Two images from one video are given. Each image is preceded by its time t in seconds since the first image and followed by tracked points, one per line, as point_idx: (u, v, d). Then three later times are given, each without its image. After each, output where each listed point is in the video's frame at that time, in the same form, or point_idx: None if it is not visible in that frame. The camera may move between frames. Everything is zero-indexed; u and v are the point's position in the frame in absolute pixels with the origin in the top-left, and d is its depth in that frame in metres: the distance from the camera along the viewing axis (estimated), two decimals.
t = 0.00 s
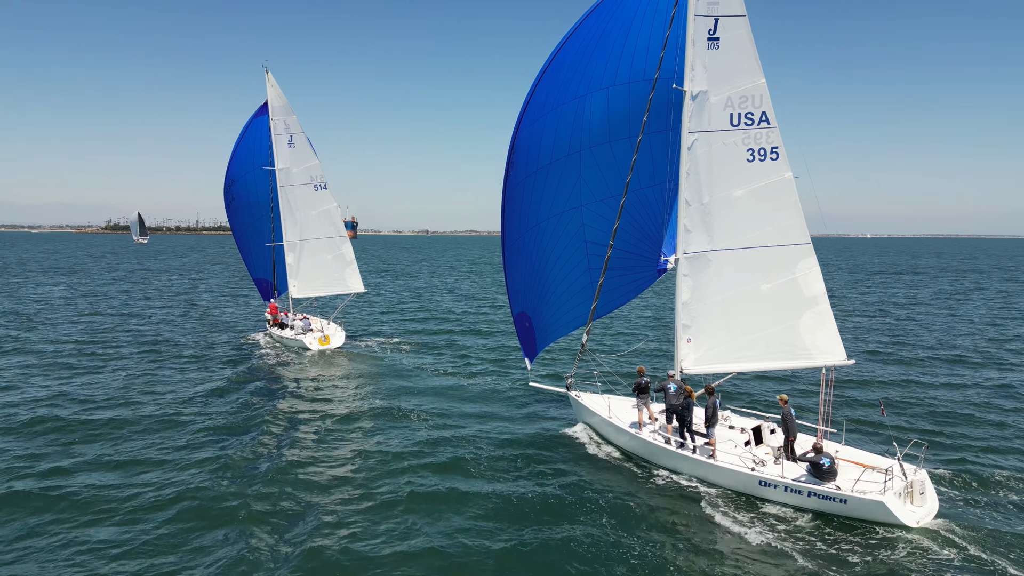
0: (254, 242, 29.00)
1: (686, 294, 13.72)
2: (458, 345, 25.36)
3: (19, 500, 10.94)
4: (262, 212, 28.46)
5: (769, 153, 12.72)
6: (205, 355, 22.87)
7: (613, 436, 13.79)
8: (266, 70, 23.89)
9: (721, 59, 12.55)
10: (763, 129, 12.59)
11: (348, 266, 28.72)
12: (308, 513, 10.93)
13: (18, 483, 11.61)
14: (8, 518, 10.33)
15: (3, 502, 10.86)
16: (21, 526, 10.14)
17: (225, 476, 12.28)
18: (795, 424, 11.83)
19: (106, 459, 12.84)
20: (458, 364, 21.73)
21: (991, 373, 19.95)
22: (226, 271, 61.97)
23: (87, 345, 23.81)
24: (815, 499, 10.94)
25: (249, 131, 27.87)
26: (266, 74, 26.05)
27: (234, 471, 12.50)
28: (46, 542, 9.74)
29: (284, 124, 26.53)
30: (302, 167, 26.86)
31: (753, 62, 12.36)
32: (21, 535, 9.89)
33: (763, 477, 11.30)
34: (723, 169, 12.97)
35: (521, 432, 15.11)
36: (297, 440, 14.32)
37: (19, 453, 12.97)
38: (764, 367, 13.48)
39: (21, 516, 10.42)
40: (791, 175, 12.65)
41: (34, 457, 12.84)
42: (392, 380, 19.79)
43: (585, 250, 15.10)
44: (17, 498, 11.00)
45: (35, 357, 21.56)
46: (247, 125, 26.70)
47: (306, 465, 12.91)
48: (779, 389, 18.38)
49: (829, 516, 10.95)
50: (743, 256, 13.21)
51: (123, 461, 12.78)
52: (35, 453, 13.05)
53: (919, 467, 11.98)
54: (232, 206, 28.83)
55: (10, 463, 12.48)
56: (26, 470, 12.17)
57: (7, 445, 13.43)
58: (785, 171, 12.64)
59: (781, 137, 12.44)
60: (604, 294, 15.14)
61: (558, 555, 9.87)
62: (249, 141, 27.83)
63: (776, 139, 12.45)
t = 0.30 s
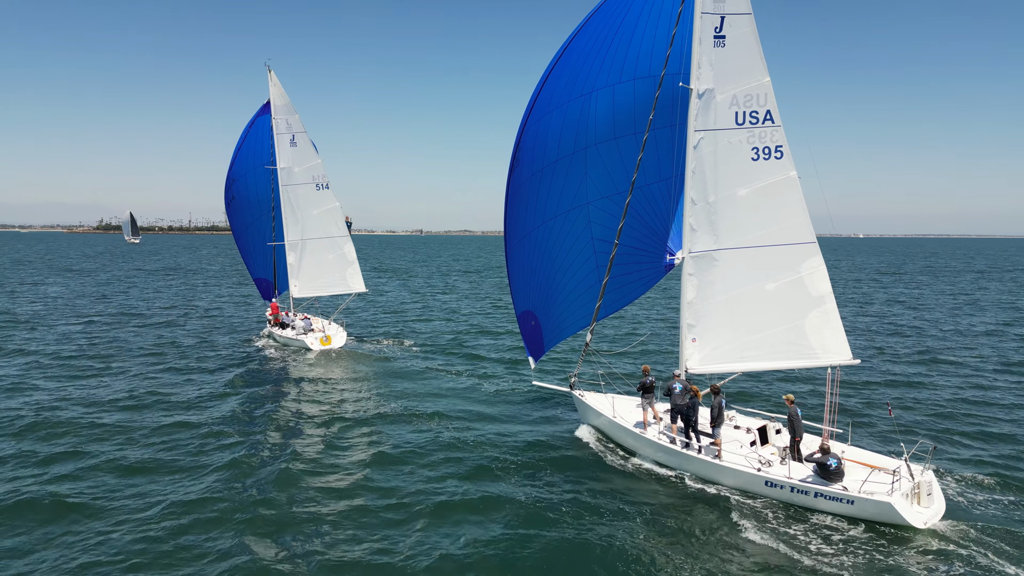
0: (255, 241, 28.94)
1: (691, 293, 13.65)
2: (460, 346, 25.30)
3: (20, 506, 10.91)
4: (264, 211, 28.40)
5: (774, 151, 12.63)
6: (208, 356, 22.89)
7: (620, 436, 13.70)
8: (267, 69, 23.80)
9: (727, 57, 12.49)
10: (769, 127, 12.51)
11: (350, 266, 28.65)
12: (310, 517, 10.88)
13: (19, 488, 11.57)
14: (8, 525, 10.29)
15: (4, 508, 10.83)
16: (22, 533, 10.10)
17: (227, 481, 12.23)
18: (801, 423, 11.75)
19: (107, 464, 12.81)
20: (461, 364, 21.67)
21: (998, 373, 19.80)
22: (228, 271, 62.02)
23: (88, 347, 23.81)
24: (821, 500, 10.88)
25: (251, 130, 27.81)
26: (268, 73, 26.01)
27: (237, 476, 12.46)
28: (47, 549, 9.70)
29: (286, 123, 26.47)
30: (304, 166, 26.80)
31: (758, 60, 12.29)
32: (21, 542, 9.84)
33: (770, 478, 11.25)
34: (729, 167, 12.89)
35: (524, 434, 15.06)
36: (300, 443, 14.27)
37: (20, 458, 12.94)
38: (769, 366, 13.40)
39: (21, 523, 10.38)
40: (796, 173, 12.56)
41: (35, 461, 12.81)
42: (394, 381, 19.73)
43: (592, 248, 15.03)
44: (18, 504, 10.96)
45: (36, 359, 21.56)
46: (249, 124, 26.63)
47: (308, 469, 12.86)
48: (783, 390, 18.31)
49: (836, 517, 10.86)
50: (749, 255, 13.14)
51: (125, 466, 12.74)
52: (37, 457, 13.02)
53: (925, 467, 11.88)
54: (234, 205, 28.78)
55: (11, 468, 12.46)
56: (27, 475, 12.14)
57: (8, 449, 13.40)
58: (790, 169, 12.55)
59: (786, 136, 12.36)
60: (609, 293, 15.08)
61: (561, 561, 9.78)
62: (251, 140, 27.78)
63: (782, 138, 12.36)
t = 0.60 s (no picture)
0: (256, 240, 28.89)
1: (696, 293, 13.59)
2: (462, 346, 25.26)
3: (22, 507, 10.85)
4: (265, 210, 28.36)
5: (779, 150, 12.59)
6: (210, 357, 22.89)
7: (623, 436, 13.67)
8: (268, 67, 23.78)
9: (732, 56, 12.44)
10: (774, 126, 12.46)
11: (350, 265, 28.58)
12: (313, 519, 10.81)
13: (20, 490, 11.51)
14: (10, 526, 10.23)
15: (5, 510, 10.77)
16: (24, 534, 10.04)
17: (229, 482, 12.16)
18: (807, 423, 11.71)
19: (108, 465, 12.75)
20: (463, 365, 21.64)
21: (1003, 373, 19.68)
22: (229, 271, 62.01)
23: (89, 347, 23.77)
24: (828, 500, 10.84)
25: (252, 129, 27.81)
26: (271, 72, 25.98)
27: (239, 477, 12.38)
28: (49, 551, 9.63)
29: (288, 122, 26.46)
30: (305, 165, 26.77)
31: (763, 58, 12.25)
32: (21, 544, 9.77)
33: (775, 478, 11.20)
34: (734, 166, 12.85)
35: (527, 435, 15.00)
36: (302, 444, 14.21)
37: (20, 461, 12.88)
38: (774, 366, 13.36)
39: (22, 524, 10.31)
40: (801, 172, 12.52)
41: (36, 464, 12.75)
42: (396, 381, 19.68)
43: (597, 248, 14.98)
44: (19, 506, 10.90)
45: (38, 360, 21.53)
46: (250, 123, 26.62)
47: (311, 470, 12.79)
48: (787, 390, 18.27)
49: (842, 517, 10.81)
50: (753, 255, 13.09)
51: (126, 468, 12.67)
52: (39, 459, 13.01)
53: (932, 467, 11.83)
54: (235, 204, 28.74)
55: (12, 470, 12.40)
56: (28, 478, 12.08)
57: (9, 452, 13.35)
58: (795, 168, 12.51)
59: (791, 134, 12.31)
60: (613, 293, 15.04)
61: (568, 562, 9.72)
62: (253, 139, 27.77)
63: (787, 136, 12.32)
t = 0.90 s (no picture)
0: (257, 240, 28.89)
1: (699, 293, 13.58)
2: (463, 346, 25.23)
3: (22, 513, 10.78)
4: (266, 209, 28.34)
5: (782, 150, 12.55)
6: (211, 357, 22.91)
7: (626, 437, 13.67)
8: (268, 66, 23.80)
9: (733, 56, 12.42)
10: (776, 126, 12.41)
11: (351, 265, 28.56)
12: (315, 522, 10.76)
13: (20, 495, 11.45)
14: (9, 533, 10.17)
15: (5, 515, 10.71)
16: (23, 540, 9.98)
17: (231, 485, 12.12)
18: (812, 424, 11.68)
19: (108, 470, 12.69)
20: (466, 366, 21.63)
21: (1009, 373, 19.59)
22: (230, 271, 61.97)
23: (89, 348, 23.75)
24: (832, 500, 10.82)
25: (252, 129, 27.84)
26: (270, 71, 25.98)
27: (240, 481, 12.33)
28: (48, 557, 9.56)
29: (288, 121, 26.45)
30: (305, 165, 26.77)
31: (764, 57, 12.22)
32: (21, 550, 9.71)
33: (780, 479, 11.16)
34: (736, 167, 12.82)
35: (530, 437, 14.94)
36: (304, 447, 14.17)
37: (21, 465, 12.83)
38: (778, 366, 13.33)
39: (21, 530, 10.25)
40: (804, 172, 12.48)
41: (36, 469, 12.69)
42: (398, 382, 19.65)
43: (600, 248, 14.95)
44: (18, 512, 10.83)
45: (38, 362, 21.50)
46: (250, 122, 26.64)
47: (313, 474, 12.71)
48: (790, 391, 18.24)
49: (847, 518, 10.78)
50: (756, 255, 13.06)
51: (126, 472, 12.61)
52: (44, 461, 13.06)
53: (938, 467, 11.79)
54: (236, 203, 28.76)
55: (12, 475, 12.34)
56: (28, 482, 12.01)
57: (9, 456, 13.29)
58: (798, 168, 12.48)
59: (794, 134, 12.27)
60: (617, 294, 15.00)
61: (571, 565, 9.61)
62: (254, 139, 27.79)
63: (789, 136, 12.28)
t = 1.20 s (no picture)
0: (256, 241, 28.85)
1: (702, 294, 13.54)
2: (463, 346, 25.22)
3: (24, 519, 10.75)
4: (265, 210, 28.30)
5: (783, 150, 12.50)
6: (213, 358, 22.93)
7: (629, 438, 13.67)
8: (266, 65, 23.73)
9: (734, 56, 12.36)
10: (777, 126, 12.36)
11: (351, 265, 28.58)
12: (319, 526, 10.75)
13: (22, 500, 11.41)
14: (12, 540, 10.13)
15: (8, 521, 10.68)
16: (26, 547, 9.94)
17: (236, 489, 12.15)
18: (817, 425, 11.66)
19: (110, 474, 12.66)
20: (467, 367, 21.63)
21: (1012, 373, 19.57)
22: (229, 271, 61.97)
23: (88, 349, 23.71)
24: (838, 502, 10.81)
25: (252, 129, 27.79)
26: (269, 71, 25.89)
27: (242, 485, 12.31)
28: (51, 564, 9.53)
29: (287, 121, 26.38)
30: (305, 164, 26.72)
31: (765, 57, 12.16)
32: (24, 557, 9.67)
33: (786, 481, 11.14)
34: (738, 168, 12.78)
35: (533, 438, 14.92)
36: (306, 449, 14.16)
37: (22, 469, 12.79)
38: (782, 367, 13.30)
39: (25, 537, 10.22)
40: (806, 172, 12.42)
41: (37, 472, 12.65)
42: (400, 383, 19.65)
43: (603, 249, 14.91)
44: (21, 517, 10.80)
45: (38, 363, 21.46)
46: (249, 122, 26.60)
47: (316, 477, 12.71)
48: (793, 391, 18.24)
49: (853, 520, 10.75)
50: (759, 255, 13.02)
51: (128, 476, 12.59)
52: (48, 464, 13.08)
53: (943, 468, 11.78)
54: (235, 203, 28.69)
55: (14, 479, 12.32)
56: (29, 487, 11.98)
57: (10, 459, 13.25)
58: (799, 168, 12.43)
59: (795, 134, 12.23)
60: (620, 295, 14.97)
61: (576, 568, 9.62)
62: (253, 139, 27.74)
63: (791, 136, 12.23)
